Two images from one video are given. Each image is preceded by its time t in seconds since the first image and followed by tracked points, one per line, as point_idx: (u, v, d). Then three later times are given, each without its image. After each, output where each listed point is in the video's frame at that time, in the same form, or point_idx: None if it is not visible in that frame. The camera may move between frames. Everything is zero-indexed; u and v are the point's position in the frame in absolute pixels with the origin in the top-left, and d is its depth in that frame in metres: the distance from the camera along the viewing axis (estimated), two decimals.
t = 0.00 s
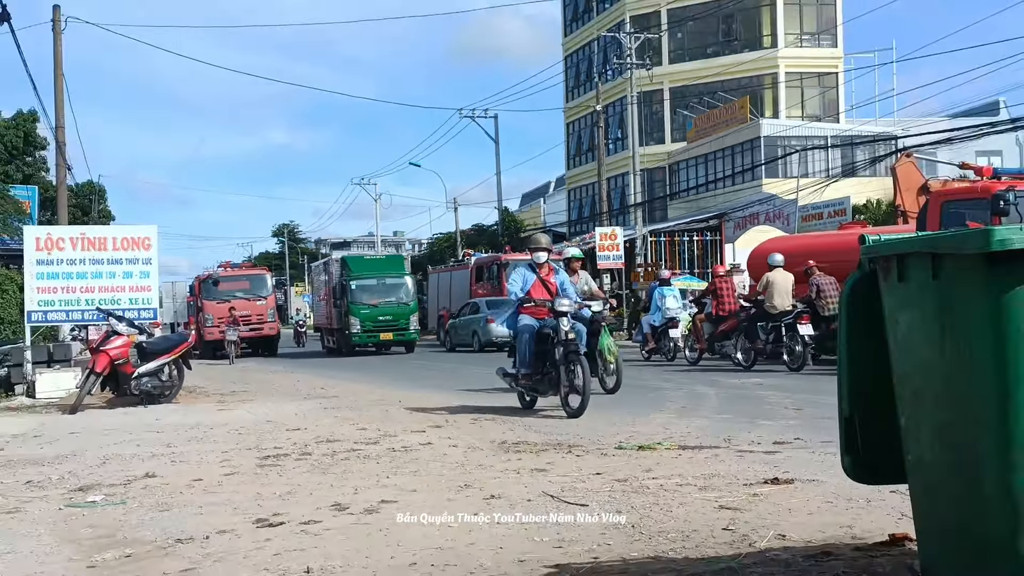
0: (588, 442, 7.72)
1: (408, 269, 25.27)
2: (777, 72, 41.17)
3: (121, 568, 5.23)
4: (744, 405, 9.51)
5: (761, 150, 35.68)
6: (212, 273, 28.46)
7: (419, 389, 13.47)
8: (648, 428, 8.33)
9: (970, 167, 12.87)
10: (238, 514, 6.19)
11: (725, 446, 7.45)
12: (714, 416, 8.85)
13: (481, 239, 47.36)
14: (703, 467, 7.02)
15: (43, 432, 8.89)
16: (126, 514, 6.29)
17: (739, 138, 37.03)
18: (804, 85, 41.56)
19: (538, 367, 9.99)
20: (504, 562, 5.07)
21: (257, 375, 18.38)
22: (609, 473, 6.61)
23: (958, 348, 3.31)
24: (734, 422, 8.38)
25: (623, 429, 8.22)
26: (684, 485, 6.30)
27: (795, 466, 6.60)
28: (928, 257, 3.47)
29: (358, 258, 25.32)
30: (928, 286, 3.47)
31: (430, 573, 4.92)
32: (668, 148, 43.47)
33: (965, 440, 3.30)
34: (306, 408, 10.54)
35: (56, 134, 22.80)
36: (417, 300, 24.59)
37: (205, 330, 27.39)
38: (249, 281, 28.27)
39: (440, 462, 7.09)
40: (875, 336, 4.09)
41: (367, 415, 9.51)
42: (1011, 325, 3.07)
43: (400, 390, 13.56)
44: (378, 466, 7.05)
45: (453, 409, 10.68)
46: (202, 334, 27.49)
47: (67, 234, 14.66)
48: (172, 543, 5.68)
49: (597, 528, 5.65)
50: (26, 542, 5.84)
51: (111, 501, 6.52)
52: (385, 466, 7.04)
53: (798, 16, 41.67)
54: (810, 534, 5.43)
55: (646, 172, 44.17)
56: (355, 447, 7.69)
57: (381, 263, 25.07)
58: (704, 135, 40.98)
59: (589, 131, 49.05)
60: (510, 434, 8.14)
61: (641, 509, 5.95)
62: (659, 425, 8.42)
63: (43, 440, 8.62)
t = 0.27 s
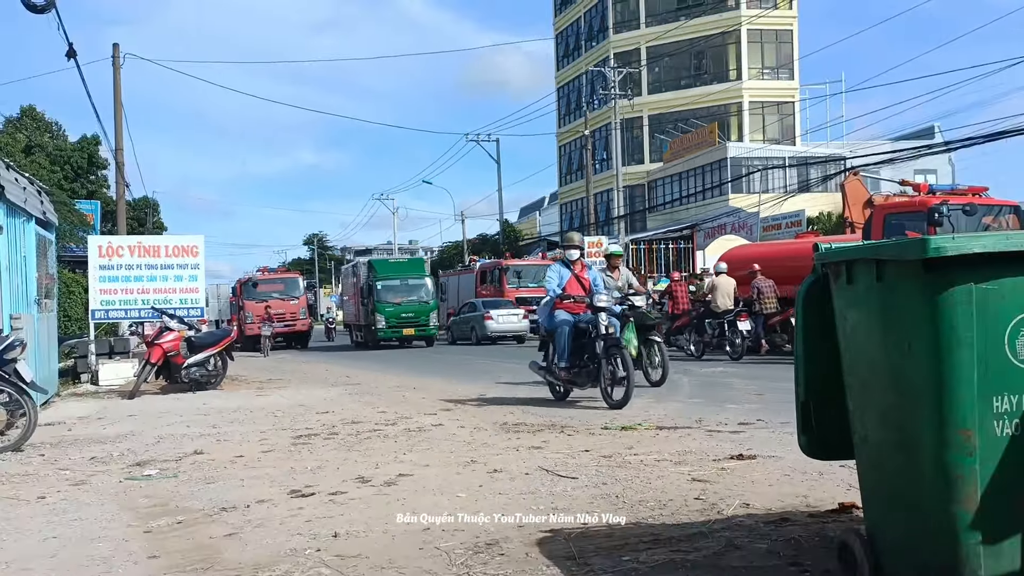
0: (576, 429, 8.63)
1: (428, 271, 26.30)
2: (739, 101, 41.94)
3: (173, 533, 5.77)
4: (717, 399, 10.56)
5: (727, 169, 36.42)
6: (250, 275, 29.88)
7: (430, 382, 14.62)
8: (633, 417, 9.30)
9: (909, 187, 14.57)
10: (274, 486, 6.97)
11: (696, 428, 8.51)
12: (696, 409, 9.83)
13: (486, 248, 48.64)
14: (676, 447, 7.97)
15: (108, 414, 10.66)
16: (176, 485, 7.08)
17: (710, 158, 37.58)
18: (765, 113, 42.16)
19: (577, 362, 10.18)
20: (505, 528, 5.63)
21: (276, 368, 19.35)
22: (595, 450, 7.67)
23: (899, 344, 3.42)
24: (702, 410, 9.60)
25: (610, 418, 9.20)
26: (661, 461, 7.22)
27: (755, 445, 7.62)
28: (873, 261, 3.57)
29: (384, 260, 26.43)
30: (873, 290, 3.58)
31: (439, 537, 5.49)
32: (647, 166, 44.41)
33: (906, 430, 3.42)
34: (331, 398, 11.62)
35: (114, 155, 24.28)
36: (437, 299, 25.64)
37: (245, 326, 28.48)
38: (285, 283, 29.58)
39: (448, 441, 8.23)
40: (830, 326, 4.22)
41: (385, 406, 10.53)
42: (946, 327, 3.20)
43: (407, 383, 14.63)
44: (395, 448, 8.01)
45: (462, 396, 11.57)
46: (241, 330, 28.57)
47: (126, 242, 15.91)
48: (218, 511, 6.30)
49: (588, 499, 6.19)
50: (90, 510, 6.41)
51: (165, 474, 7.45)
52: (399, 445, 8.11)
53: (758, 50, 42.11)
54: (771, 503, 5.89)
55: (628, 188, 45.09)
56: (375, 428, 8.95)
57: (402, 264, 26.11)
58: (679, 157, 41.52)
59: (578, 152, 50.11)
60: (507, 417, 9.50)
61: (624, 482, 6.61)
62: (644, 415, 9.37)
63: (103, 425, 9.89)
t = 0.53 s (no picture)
0: (576, 428, 8.65)
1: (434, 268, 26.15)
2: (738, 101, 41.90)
3: (172, 533, 5.77)
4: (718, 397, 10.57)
5: (726, 168, 36.45)
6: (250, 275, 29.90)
7: (430, 379, 14.64)
8: (632, 416, 9.32)
9: (909, 185, 14.55)
10: (274, 485, 6.97)
11: (696, 427, 8.53)
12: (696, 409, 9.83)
13: (485, 247, 48.74)
14: (676, 446, 7.97)
15: (108, 414, 10.67)
16: (176, 485, 7.08)
17: (709, 157, 37.68)
18: (765, 112, 42.13)
19: (628, 363, 9.31)
20: (505, 527, 5.63)
21: (276, 368, 19.38)
22: (595, 450, 7.67)
23: (898, 343, 3.42)
24: (702, 410, 9.60)
25: (610, 418, 9.20)
26: (660, 460, 7.22)
27: (756, 445, 7.63)
28: (872, 260, 3.57)
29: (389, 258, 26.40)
30: (873, 289, 3.57)
31: (438, 536, 5.48)
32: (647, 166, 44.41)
33: (905, 429, 3.42)
34: (331, 397, 11.63)
35: (114, 155, 24.31)
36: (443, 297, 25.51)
37: (245, 327, 28.47)
38: (285, 283, 29.60)
39: (448, 440, 8.24)
40: (830, 325, 4.22)
41: (386, 405, 10.55)
42: (944, 327, 3.21)
43: (408, 381, 14.64)
44: (395, 447, 8.03)
45: (462, 395, 11.59)
46: (242, 330, 28.56)
47: (126, 242, 15.92)
48: (218, 510, 6.30)
49: (587, 498, 6.20)
50: (90, 510, 6.42)
51: (166, 474, 7.45)
52: (399, 445, 8.11)
53: (758, 49, 42.07)
54: (770, 501, 5.89)
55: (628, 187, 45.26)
56: (375, 427, 8.95)
57: (407, 261, 25.98)
58: (678, 156, 41.51)
59: (578, 152, 50.19)
60: (506, 416, 9.50)
61: (623, 481, 6.61)
62: (645, 414, 9.38)
63: (103, 425, 9.88)
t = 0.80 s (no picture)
0: (577, 429, 8.66)
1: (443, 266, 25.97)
2: (740, 101, 41.93)
3: (173, 533, 5.77)
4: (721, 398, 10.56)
5: (727, 168, 36.48)
6: (252, 275, 29.89)
7: (432, 379, 14.65)
8: (634, 416, 9.33)
9: (910, 186, 14.53)
10: (276, 485, 6.97)
11: (698, 428, 8.53)
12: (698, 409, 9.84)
13: (486, 247, 48.79)
14: (677, 447, 7.97)
15: (110, 414, 10.66)
16: (178, 486, 7.08)
17: (710, 158, 37.74)
18: (766, 112, 42.13)
19: (695, 365, 8.61)
20: (507, 528, 5.63)
21: (278, 368, 19.41)
22: (596, 450, 7.67)
23: (899, 344, 3.42)
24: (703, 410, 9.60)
25: (612, 418, 9.21)
26: (662, 460, 7.22)
27: (757, 445, 7.64)
28: (874, 261, 3.57)
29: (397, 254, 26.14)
30: (874, 290, 3.57)
31: (439, 537, 5.48)
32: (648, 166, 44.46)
33: (907, 430, 3.42)
34: (333, 397, 11.65)
35: (116, 155, 24.34)
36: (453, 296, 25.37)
37: (247, 327, 28.47)
38: (287, 283, 29.61)
39: (450, 441, 8.25)
40: (831, 326, 4.22)
41: (388, 406, 10.57)
42: (945, 328, 3.21)
43: (411, 380, 14.66)
44: (397, 447, 8.04)
45: (464, 395, 11.60)
46: (244, 330, 28.57)
47: (128, 243, 15.92)
48: (219, 511, 6.30)
49: (589, 499, 6.20)
50: (93, 510, 6.42)
51: (168, 474, 7.46)
52: (401, 445, 8.12)
53: (759, 49, 42.04)
54: (772, 502, 5.88)
55: (629, 187, 45.31)
56: (377, 428, 8.95)
57: (415, 259, 25.72)
58: (679, 156, 41.54)
59: (579, 151, 50.24)
60: (507, 417, 9.50)
61: (625, 482, 6.60)
62: (646, 415, 9.39)
63: (105, 424, 9.89)
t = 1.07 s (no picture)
0: (581, 428, 8.65)
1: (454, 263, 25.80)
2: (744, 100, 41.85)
3: (177, 532, 5.77)
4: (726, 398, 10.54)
5: (731, 168, 36.45)
6: (256, 275, 29.91)
7: (436, 379, 14.65)
8: (638, 416, 9.32)
9: (915, 186, 14.49)
10: (279, 485, 6.98)
11: (701, 428, 8.52)
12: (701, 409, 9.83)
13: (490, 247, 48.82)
14: (680, 446, 7.96)
15: (114, 413, 10.66)
16: (182, 485, 7.09)
17: (714, 158, 37.75)
18: (770, 111, 42.07)
19: (782, 370, 7.75)
20: (510, 527, 5.62)
21: (282, 367, 19.44)
22: (599, 450, 7.67)
23: (904, 344, 3.40)
24: (707, 410, 9.59)
25: (615, 418, 9.20)
26: (666, 460, 7.20)
27: (761, 445, 7.62)
28: (879, 260, 3.55)
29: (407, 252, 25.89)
30: (879, 290, 3.56)
31: (442, 537, 5.48)
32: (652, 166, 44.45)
33: (911, 431, 3.41)
34: (336, 396, 11.65)
35: (120, 155, 24.40)
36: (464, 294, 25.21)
37: (251, 327, 28.52)
38: (290, 283, 29.64)
39: (453, 440, 8.24)
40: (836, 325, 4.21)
41: (391, 405, 10.57)
42: (950, 328, 3.19)
43: (414, 379, 14.67)
44: (400, 447, 8.04)
45: (468, 395, 11.58)
46: (248, 330, 28.61)
47: (132, 242, 15.92)
48: (223, 510, 6.30)
49: (592, 499, 6.19)
50: (96, 509, 6.42)
51: (171, 473, 7.47)
52: (404, 445, 8.12)
53: (763, 49, 42.02)
54: (775, 502, 5.87)
55: (633, 187, 45.30)
56: (380, 428, 8.95)
57: (425, 256, 25.51)
58: (682, 156, 41.51)
59: (583, 151, 50.25)
60: (511, 416, 9.50)
61: (628, 482, 6.59)
62: (650, 415, 9.39)
63: (109, 423, 9.91)
